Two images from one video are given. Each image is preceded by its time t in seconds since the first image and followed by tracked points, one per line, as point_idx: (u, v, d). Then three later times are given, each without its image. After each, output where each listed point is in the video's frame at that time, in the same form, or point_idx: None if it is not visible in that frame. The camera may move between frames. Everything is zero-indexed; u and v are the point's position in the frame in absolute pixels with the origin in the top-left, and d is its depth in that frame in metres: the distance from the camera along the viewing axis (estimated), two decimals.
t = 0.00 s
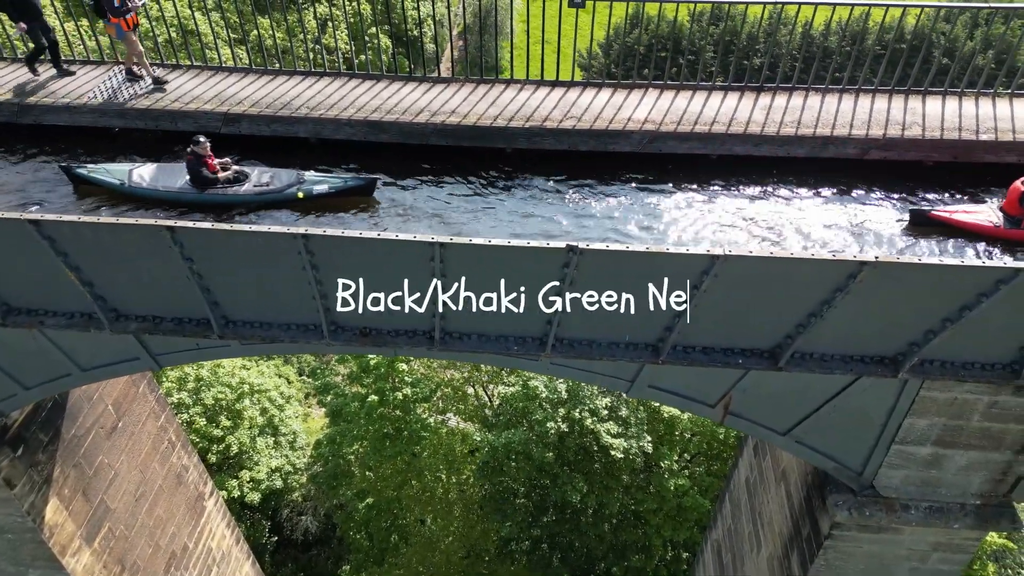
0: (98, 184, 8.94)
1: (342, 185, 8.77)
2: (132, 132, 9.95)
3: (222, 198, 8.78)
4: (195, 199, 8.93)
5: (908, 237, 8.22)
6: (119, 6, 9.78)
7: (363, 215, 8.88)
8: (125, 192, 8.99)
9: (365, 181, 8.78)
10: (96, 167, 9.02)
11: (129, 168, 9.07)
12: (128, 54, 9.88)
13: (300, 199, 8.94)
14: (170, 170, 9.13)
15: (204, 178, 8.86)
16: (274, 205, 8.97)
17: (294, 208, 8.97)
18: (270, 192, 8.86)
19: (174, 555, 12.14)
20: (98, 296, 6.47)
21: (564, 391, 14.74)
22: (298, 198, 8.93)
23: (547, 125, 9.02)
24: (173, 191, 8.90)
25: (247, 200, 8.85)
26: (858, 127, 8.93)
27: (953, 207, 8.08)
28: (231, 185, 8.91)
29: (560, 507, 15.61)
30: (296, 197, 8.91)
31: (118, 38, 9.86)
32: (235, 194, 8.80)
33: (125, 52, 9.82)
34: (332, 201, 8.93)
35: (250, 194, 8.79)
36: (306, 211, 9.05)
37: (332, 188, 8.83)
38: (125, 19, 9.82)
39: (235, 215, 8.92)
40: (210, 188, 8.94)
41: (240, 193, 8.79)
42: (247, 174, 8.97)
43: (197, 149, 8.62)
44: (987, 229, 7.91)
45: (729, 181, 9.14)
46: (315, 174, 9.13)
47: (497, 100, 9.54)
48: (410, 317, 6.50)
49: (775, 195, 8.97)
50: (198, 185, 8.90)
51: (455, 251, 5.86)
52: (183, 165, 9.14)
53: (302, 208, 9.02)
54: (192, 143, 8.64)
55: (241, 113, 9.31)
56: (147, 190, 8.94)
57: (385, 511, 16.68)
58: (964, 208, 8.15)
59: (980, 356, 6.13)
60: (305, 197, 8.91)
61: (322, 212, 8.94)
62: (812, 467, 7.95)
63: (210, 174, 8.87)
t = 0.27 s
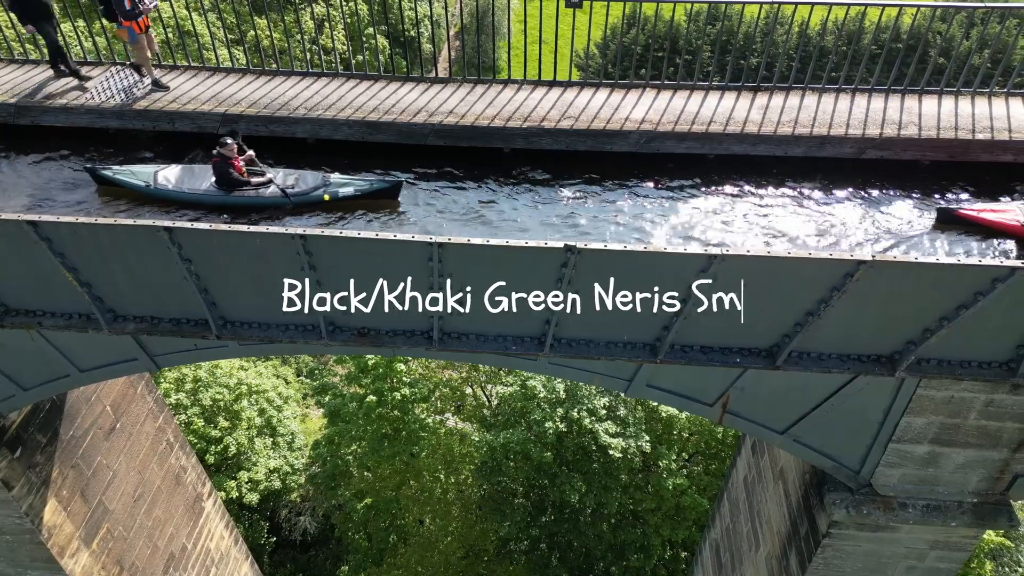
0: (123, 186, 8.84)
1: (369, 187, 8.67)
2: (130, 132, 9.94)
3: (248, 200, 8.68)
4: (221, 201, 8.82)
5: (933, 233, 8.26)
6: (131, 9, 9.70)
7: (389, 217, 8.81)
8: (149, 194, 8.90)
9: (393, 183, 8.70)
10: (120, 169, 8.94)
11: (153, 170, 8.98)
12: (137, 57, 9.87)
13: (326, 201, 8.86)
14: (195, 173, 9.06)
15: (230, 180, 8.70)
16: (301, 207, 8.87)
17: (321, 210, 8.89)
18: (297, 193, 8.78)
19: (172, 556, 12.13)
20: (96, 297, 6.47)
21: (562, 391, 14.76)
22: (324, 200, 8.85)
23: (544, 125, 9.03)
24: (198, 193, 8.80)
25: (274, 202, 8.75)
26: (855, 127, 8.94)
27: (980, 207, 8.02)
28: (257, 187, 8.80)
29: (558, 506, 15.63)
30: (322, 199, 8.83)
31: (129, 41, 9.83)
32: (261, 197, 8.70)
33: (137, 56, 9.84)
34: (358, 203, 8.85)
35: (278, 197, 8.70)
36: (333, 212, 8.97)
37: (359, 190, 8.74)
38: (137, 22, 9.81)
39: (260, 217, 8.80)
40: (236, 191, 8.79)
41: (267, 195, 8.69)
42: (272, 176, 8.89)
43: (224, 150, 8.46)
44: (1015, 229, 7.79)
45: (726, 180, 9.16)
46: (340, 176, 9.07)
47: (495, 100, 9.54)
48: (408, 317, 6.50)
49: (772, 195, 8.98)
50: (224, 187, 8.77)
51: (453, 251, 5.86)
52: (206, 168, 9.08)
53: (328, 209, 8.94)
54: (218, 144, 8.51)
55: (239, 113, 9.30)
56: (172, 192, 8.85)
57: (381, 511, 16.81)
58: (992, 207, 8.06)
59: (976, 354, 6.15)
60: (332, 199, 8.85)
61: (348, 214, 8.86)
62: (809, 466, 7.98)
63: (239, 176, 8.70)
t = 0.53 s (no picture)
0: (152, 188, 8.92)
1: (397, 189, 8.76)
2: (131, 132, 9.95)
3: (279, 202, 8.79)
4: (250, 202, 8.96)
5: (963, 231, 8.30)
6: (147, 10, 9.62)
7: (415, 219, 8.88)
8: (178, 196, 9.02)
9: (420, 184, 8.77)
10: (148, 170, 9.00)
11: (181, 172, 9.11)
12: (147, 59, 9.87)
13: (354, 203, 8.95)
14: (223, 175, 9.19)
15: (258, 182, 8.85)
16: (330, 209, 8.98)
17: (350, 212, 8.98)
18: (325, 195, 8.88)
19: (173, 555, 12.14)
20: (97, 297, 6.47)
21: (562, 391, 14.76)
22: (353, 202, 8.94)
23: (545, 125, 9.03)
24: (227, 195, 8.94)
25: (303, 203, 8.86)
26: (855, 127, 8.95)
27: (1008, 207, 8.07)
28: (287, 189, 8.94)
29: (558, 506, 15.63)
30: (350, 201, 8.91)
31: (142, 43, 9.77)
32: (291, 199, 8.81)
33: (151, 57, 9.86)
34: (386, 204, 8.92)
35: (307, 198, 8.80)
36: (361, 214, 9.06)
37: (386, 191, 8.82)
38: (152, 23, 9.74)
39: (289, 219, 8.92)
40: (264, 192, 8.95)
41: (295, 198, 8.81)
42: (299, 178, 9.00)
43: (252, 153, 8.60)
44: None
45: (726, 180, 9.17)
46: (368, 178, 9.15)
47: (495, 100, 9.55)
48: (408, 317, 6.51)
49: (772, 195, 8.99)
50: (252, 188, 8.94)
51: (453, 251, 5.87)
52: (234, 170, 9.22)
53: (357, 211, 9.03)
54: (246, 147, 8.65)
55: (240, 113, 9.31)
56: (201, 194, 8.99)
57: (382, 510, 16.78)
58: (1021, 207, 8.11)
59: (976, 354, 6.16)
60: (359, 201, 8.94)
61: (377, 215, 8.94)
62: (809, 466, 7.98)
63: (267, 177, 8.87)
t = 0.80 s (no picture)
0: (181, 188, 8.94)
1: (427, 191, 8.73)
2: (132, 132, 9.96)
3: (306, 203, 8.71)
4: (281, 204, 8.87)
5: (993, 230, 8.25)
6: (168, 12, 9.81)
7: (445, 220, 8.82)
8: (207, 197, 8.96)
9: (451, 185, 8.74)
10: (178, 172, 9.03)
11: (211, 174, 9.08)
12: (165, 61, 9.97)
13: (383, 204, 8.89)
14: (252, 176, 9.15)
15: (288, 183, 8.80)
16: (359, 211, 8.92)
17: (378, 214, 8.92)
18: (354, 197, 8.81)
19: (174, 555, 12.15)
20: (98, 297, 6.48)
21: (562, 391, 14.77)
22: (382, 203, 8.88)
23: (545, 125, 9.04)
24: (257, 196, 8.86)
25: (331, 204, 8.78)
26: (855, 127, 8.96)
27: None
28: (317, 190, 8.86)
29: (558, 506, 15.63)
30: (379, 202, 8.86)
31: (162, 45, 9.91)
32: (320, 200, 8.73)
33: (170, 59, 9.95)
34: (415, 206, 8.89)
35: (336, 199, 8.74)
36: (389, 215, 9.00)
37: (416, 193, 8.78)
38: (172, 26, 9.90)
39: (319, 220, 8.82)
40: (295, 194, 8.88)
41: (324, 198, 8.70)
42: (330, 179, 8.94)
43: (282, 153, 8.59)
44: None
45: (726, 180, 9.17)
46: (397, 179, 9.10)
47: (496, 100, 9.56)
48: (409, 317, 6.52)
49: (772, 195, 9.00)
50: (282, 190, 8.85)
51: (454, 251, 5.87)
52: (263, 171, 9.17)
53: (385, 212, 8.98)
54: (277, 148, 8.65)
55: (241, 113, 9.32)
56: (230, 195, 8.93)
57: (382, 510, 16.77)
58: None
59: (976, 354, 6.17)
60: (389, 203, 8.87)
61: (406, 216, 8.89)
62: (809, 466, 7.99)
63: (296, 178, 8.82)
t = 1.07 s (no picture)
0: (209, 191, 8.81)
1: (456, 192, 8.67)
2: (133, 132, 9.97)
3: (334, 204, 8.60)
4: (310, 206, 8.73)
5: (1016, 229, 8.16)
6: (187, 10, 9.67)
7: (474, 221, 8.75)
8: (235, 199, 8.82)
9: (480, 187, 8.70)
10: (206, 174, 8.92)
11: (239, 176, 8.99)
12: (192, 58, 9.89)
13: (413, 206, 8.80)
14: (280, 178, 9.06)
15: (315, 184, 8.73)
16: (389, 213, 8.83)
17: (407, 216, 8.83)
18: (384, 198, 8.74)
19: (174, 555, 12.16)
20: (99, 296, 6.49)
21: (562, 390, 14.78)
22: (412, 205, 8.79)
23: (545, 125, 9.06)
24: (286, 197, 8.74)
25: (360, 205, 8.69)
26: (855, 127, 8.97)
27: None
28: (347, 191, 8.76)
29: (558, 505, 15.64)
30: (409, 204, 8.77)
31: (186, 43, 9.84)
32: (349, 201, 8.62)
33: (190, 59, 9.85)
34: (444, 208, 8.82)
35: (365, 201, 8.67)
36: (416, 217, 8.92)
37: (445, 195, 8.71)
38: (193, 23, 9.78)
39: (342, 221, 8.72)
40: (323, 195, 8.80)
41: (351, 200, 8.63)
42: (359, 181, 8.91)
43: (314, 153, 8.51)
44: None
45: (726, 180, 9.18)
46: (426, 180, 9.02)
47: (496, 100, 9.57)
48: (409, 316, 6.53)
49: (771, 194, 9.01)
50: (310, 190, 8.77)
51: (454, 250, 5.88)
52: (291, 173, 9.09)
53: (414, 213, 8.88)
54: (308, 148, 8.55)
55: (242, 113, 9.33)
56: (259, 197, 8.78)
57: (381, 510, 16.78)
58: None
59: (976, 353, 6.18)
60: (420, 204, 8.78)
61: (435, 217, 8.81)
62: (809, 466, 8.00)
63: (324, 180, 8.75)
